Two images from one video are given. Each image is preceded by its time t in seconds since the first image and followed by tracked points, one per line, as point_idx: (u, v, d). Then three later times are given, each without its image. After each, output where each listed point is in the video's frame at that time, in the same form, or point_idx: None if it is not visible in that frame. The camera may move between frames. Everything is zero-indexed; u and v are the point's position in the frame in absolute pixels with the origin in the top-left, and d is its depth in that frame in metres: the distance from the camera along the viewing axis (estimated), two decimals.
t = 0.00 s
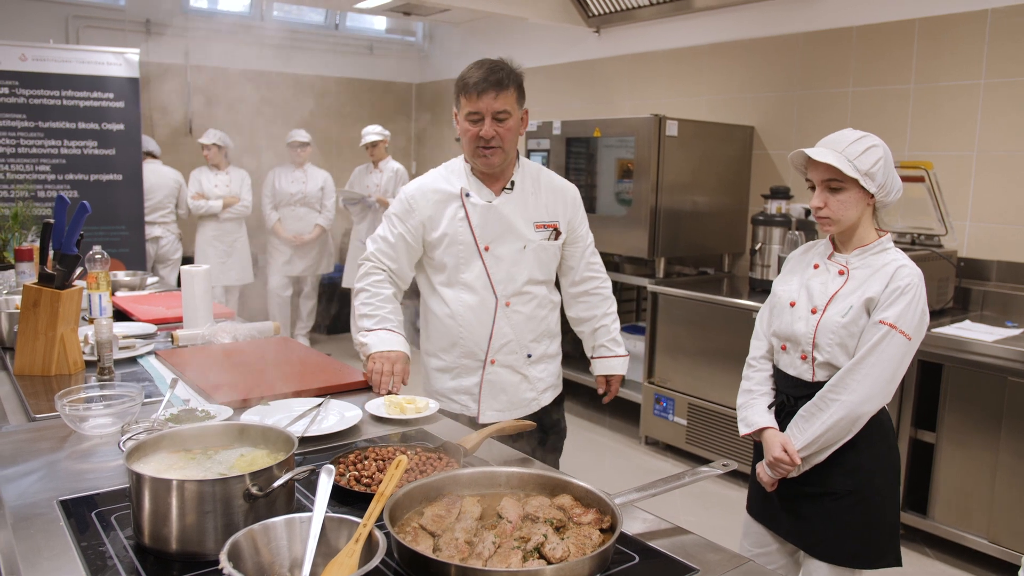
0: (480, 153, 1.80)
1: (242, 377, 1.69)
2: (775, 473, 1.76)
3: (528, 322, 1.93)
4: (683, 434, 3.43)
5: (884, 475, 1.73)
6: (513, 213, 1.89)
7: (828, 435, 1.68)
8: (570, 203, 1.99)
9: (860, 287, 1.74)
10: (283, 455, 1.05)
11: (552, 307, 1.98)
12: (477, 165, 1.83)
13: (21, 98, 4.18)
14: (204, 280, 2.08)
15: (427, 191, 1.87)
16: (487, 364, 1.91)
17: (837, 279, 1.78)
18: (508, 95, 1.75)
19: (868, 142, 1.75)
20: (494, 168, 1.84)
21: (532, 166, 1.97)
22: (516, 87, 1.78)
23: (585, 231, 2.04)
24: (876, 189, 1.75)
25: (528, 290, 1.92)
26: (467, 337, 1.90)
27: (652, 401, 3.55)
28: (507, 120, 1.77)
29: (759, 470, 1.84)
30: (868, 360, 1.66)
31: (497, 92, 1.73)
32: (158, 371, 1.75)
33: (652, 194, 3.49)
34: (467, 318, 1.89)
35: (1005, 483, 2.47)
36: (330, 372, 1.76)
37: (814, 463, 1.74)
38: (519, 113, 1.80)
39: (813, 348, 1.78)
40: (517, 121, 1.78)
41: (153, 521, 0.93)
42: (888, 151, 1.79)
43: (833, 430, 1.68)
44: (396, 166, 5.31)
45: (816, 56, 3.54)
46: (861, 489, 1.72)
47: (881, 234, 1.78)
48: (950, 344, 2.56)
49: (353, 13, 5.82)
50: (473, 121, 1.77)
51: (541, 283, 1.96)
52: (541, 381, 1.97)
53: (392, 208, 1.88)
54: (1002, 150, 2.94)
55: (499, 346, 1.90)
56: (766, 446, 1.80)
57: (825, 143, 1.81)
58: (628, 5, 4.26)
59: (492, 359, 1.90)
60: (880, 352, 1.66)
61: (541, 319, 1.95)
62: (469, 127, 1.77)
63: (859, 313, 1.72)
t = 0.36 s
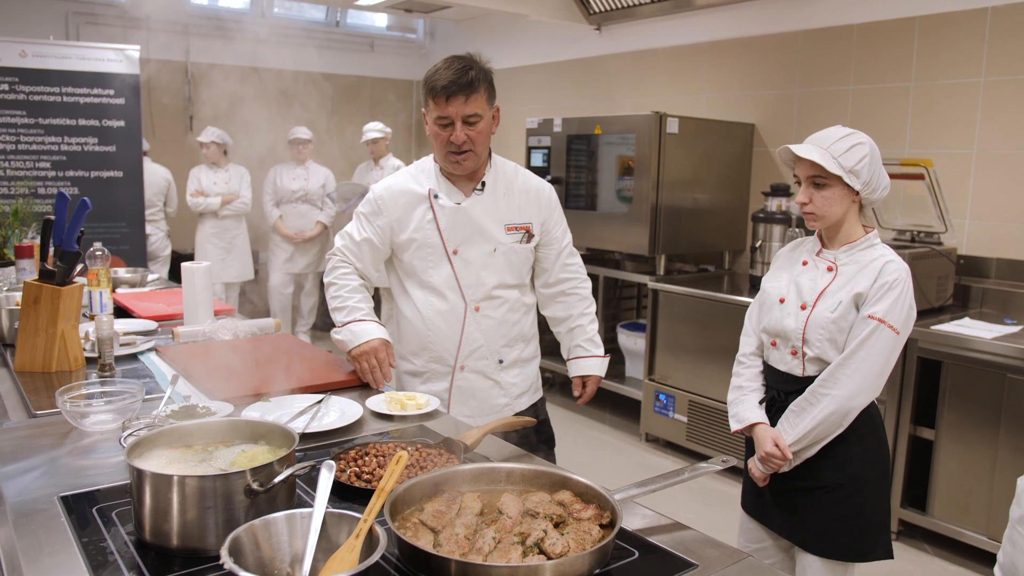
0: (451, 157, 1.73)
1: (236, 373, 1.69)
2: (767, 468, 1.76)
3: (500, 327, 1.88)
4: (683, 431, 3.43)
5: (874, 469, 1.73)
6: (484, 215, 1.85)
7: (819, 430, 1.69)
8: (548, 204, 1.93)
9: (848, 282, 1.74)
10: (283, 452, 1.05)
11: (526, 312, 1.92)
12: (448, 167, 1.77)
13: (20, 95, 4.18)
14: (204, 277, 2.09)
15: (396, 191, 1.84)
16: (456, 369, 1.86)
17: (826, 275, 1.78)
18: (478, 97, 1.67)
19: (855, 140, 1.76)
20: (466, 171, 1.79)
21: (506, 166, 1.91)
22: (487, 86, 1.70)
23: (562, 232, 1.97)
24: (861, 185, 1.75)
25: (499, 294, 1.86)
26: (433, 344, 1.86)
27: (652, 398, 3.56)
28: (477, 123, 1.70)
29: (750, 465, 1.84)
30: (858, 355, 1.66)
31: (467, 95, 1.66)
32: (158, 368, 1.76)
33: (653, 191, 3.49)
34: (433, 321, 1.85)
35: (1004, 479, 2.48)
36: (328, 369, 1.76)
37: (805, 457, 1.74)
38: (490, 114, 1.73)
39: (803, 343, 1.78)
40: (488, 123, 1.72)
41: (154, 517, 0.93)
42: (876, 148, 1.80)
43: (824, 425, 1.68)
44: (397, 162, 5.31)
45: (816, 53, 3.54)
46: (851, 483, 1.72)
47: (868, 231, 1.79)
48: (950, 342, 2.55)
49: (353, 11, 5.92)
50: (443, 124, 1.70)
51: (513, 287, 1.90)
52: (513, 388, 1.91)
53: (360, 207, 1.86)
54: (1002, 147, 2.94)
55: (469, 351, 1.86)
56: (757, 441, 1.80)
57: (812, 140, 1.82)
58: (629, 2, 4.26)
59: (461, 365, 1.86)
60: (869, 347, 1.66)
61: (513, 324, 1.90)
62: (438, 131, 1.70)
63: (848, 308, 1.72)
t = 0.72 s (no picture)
0: (453, 163, 1.69)
1: (233, 371, 1.70)
2: (761, 466, 1.77)
3: (485, 339, 1.81)
4: (683, 430, 3.44)
5: (868, 467, 1.73)
6: (477, 224, 1.79)
7: (811, 428, 1.69)
8: (550, 219, 1.83)
9: (840, 282, 1.74)
10: (285, 450, 1.05)
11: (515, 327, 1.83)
12: (450, 173, 1.73)
13: (21, 94, 4.17)
14: (205, 276, 2.09)
15: (397, 190, 1.82)
16: (437, 378, 1.81)
17: (819, 274, 1.79)
18: (486, 103, 1.63)
19: (847, 140, 1.76)
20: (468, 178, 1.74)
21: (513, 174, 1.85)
22: (495, 92, 1.65)
23: (562, 243, 1.82)
24: (853, 185, 1.76)
25: (485, 305, 1.80)
26: (417, 349, 1.82)
27: (653, 398, 3.56)
28: (482, 130, 1.65)
29: (745, 464, 1.85)
30: (850, 354, 1.67)
31: (474, 100, 1.61)
32: (160, 367, 1.76)
33: (653, 190, 3.50)
34: (417, 327, 1.81)
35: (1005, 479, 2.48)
36: (328, 368, 1.76)
37: (799, 456, 1.75)
38: (497, 121, 1.68)
39: (796, 342, 1.79)
40: (494, 131, 1.67)
41: (156, 515, 0.93)
42: (869, 148, 1.80)
43: (817, 424, 1.68)
44: (398, 162, 5.32)
45: (816, 53, 3.54)
46: (845, 481, 1.72)
47: (862, 230, 1.78)
48: (951, 341, 2.55)
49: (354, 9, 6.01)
50: (448, 129, 1.65)
51: (501, 300, 1.82)
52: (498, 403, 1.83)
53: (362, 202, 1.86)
54: (1003, 147, 2.94)
55: (450, 361, 1.80)
56: (751, 440, 1.80)
57: (805, 140, 1.82)
58: (629, 2, 4.26)
59: (442, 374, 1.81)
60: (861, 346, 1.67)
61: (499, 337, 1.82)
62: (443, 135, 1.66)
63: (841, 307, 1.72)
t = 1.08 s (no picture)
0: (477, 170, 1.60)
1: (230, 370, 1.70)
2: (756, 465, 1.78)
3: (480, 353, 1.71)
4: (681, 429, 3.44)
5: (863, 466, 1.74)
6: (487, 232, 1.69)
7: (807, 427, 1.70)
8: (570, 237, 1.66)
9: (834, 281, 1.75)
10: (282, 448, 1.06)
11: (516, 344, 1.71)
12: (474, 179, 1.65)
13: (19, 92, 4.17)
14: (204, 274, 2.09)
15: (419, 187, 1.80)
16: (429, 385, 1.75)
17: (813, 274, 1.79)
18: (516, 112, 1.52)
19: (840, 140, 1.76)
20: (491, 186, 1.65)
21: (544, 185, 1.73)
22: (529, 100, 1.54)
23: (579, 264, 1.64)
24: (847, 185, 1.76)
25: (483, 319, 1.70)
26: (417, 352, 1.78)
27: (650, 396, 3.57)
28: (511, 141, 1.55)
29: (740, 463, 1.85)
30: (845, 353, 1.67)
31: (504, 108, 1.51)
32: (159, 365, 1.76)
33: (652, 189, 3.50)
34: (417, 331, 1.77)
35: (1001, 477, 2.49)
36: (327, 366, 1.76)
37: (794, 455, 1.75)
38: (527, 131, 1.58)
39: (791, 342, 1.79)
40: (524, 142, 1.57)
41: (154, 513, 0.93)
42: (862, 148, 1.80)
43: (812, 422, 1.69)
44: (396, 161, 5.32)
45: (815, 53, 3.55)
46: (840, 480, 1.72)
47: (855, 229, 1.79)
48: (947, 341, 2.56)
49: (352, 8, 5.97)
50: (474, 134, 1.56)
51: (504, 315, 1.70)
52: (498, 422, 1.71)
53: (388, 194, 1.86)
54: (1000, 147, 2.95)
55: (442, 369, 1.73)
56: (746, 439, 1.81)
57: (798, 140, 1.82)
58: (628, 1, 4.26)
59: (434, 381, 1.75)
60: (855, 345, 1.67)
61: (497, 353, 1.71)
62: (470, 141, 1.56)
63: (835, 306, 1.73)
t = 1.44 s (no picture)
0: (502, 189, 1.47)
1: (226, 369, 1.70)
2: (751, 467, 1.78)
3: (509, 368, 1.63)
4: (677, 430, 3.45)
5: (857, 467, 1.74)
6: (515, 243, 1.59)
7: (801, 429, 1.70)
8: (601, 244, 1.62)
9: (828, 283, 1.75)
10: (277, 447, 1.06)
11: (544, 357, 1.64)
12: (496, 193, 1.52)
13: (17, 91, 4.16)
14: (200, 273, 2.09)
15: (437, 195, 1.63)
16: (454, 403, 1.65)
17: (806, 275, 1.80)
18: (550, 137, 1.38)
19: (835, 142, 1.76)
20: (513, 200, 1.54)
21: (564, 187, 1.64)
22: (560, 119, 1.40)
23: (609, 272, 1.61)
24: (841, 187, 1.77)
25: (513, 333, 1.61)
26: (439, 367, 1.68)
27: (647, 398, 3.57)
28: (540, 161, 1.42)
29: (735, 464, 1.86)
30: (838, 355, 1.67)
31: (539, 135, 1.36)
32: (153, 364, 1.76)
33: (649, 190, 3.50)
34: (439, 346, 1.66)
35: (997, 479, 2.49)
36: (323, 366, 1.76)
37: (788, 456, 1.75)
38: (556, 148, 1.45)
39: (785, 343, 1.79)
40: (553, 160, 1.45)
41: (148, 512, 0.93)
42: (855, 150, 1.81)
43: (806, 424, 1.69)
44: (394, 161, 5.32)
45: (812, 54, 3.55)
46: (835, 481, 1.73)
47: (847, 231, 1.79)
48: (944, 343, 2.56)
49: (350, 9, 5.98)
50: (502, 157, 1.41)
51: (535, 328, 1.63)
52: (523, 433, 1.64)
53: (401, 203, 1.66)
54: (997, 149, 2.95)
55: (468, 385, 1.65)
56: (740, 440, 1.81)
57: (792, 142, 1.82)
58: (626, 2, 4.26)
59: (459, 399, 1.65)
60: (849, 347, 1.67)
61: (525, 366, 1.63)
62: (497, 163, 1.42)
63: (829, 308, 1.73)
